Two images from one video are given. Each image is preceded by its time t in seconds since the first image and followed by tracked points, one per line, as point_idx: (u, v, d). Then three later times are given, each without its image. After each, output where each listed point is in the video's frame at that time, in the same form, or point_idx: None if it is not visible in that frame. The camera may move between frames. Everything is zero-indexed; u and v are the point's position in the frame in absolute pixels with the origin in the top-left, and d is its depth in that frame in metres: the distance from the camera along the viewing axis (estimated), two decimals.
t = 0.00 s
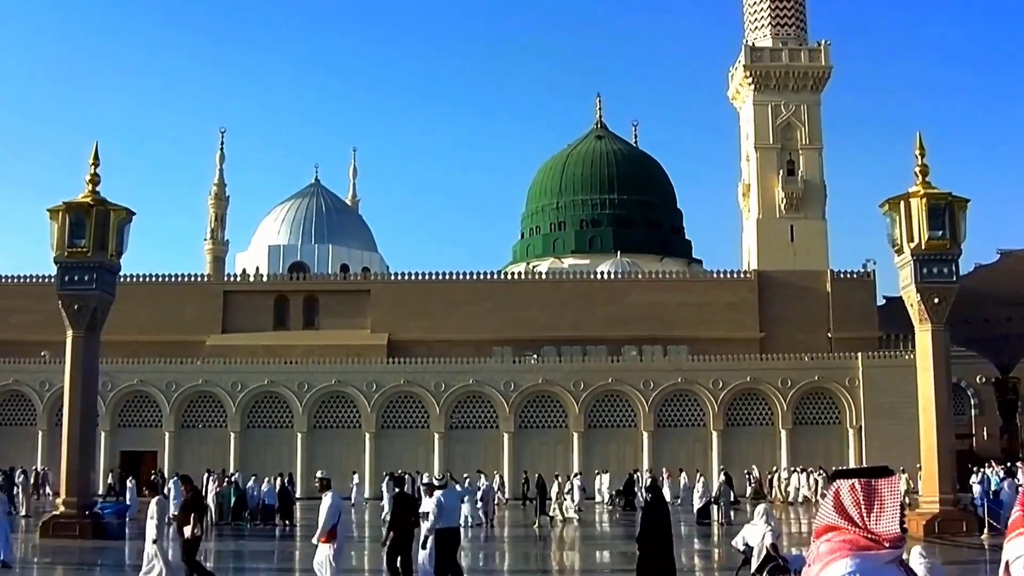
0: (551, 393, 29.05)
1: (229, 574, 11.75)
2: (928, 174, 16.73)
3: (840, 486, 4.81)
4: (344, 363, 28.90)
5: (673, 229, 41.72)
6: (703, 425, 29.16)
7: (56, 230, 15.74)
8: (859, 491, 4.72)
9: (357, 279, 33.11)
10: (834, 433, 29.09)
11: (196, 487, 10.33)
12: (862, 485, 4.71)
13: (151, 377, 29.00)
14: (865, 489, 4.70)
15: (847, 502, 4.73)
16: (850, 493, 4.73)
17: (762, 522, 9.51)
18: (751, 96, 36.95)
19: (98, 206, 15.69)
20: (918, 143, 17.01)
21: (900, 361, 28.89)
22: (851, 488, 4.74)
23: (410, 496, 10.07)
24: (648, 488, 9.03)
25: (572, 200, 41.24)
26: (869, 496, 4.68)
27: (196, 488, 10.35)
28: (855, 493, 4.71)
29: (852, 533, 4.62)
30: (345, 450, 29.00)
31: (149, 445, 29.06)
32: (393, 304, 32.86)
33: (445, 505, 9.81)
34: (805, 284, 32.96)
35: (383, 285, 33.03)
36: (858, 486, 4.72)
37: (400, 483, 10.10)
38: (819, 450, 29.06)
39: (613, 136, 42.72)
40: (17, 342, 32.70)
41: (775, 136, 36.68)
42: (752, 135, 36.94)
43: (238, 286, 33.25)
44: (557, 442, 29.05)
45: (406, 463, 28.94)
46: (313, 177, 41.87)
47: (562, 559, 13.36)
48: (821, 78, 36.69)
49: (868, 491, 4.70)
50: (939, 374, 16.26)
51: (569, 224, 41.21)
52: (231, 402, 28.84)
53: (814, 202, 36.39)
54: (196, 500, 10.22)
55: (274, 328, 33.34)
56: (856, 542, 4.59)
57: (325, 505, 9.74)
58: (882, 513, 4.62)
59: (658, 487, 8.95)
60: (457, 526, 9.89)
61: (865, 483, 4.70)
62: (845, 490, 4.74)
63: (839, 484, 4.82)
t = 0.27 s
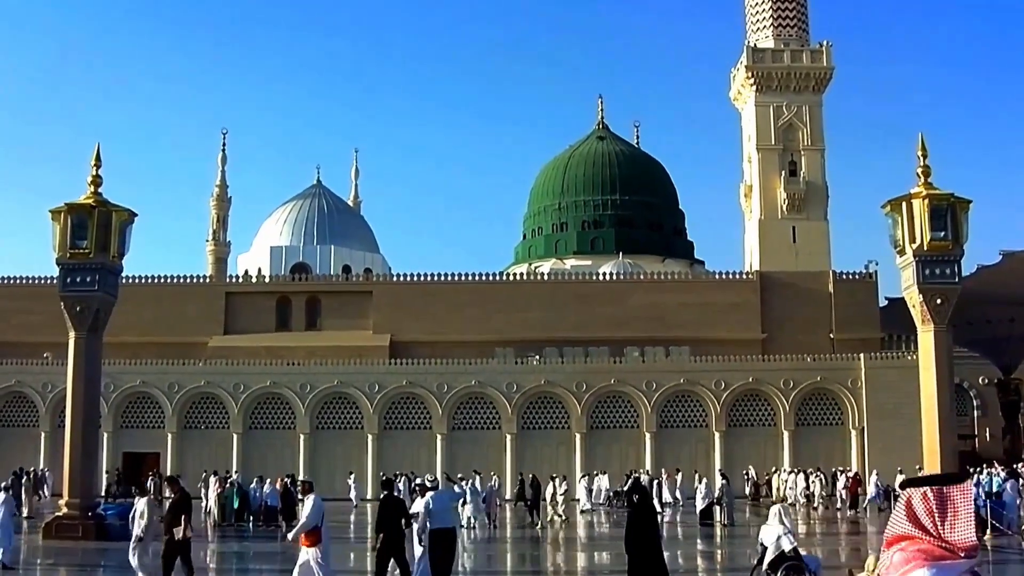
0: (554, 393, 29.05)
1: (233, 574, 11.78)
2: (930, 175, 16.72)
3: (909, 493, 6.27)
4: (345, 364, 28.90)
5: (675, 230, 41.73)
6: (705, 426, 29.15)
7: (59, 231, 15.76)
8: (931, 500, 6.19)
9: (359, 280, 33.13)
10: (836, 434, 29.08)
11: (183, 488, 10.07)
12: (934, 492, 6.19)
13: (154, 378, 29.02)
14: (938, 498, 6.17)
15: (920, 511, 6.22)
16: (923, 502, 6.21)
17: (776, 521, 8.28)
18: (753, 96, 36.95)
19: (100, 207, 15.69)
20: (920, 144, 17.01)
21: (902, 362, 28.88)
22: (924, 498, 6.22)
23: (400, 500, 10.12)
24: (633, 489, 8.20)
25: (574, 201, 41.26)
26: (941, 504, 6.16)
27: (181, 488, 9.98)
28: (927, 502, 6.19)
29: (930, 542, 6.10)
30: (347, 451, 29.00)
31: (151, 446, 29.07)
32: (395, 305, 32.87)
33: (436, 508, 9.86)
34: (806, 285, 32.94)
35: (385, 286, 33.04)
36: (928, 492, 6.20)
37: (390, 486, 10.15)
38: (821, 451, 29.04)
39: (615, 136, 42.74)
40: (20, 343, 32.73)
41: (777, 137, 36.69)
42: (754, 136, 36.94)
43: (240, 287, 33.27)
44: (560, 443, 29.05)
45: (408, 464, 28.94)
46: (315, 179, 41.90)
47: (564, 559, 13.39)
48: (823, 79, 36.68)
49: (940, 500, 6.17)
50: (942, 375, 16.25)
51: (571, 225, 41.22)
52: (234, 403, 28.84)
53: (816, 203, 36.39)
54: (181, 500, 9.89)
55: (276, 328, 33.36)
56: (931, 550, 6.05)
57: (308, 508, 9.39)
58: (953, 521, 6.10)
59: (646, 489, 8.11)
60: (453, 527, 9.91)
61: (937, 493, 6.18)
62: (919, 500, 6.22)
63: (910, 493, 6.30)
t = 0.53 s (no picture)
0: (555, 395, 29.04)
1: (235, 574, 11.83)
2: (932, 176, 16.72)
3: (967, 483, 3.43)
4: (347, 365, 28.92)
5: (678, 231, 41.71)
6: (707, 427, 29.14)
7: (60, 232, 15.76)
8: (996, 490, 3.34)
9: (361, 281, 33.14)
10: (837, 436, 29.07)
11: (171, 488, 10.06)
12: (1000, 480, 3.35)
13: (156, 379, 29.04)
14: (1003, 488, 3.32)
15: (982, 506, 3.35)
16: (983, 492, 3.35)
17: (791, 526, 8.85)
18: (755, 98, 36.94)
19: (102, 208, 15.69)
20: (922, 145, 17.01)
21: (904, 364, 28.88)
22: (986, 487, 3.36)
23: (393, 500, 10.14)
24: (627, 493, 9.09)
25: (576, 202, 41.27)
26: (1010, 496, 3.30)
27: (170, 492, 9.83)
28: (991, 493, 3.33)
29: (991, 541, 3.28)
30: (349, 452, 29.01)
31: (152, 447, 29.08)
32: (396, 305, 32.87)
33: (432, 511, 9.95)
34: (808, 287, 32.90)
35: (386, 287, 33.03)
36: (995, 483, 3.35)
37: (384, 487, 10.17)
38: (822, 453, 29.02)
39: (617, 138, 42.74)
40: (21, 343, 32.75)
41: (779, 139, 36.69)
42: (756, 138, 36.93)
43: (242, 287, 33.28)
44: (561, 445, 29.05)
45: (410, 465, 28.95)
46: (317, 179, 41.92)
47: (563, 560, 13.43)
48: (825, 81, 36.66)
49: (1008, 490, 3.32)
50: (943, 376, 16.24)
51: (573, 226, 41.23)
52: (235, 404, 28.85)
53: (818, 205, 36.40)
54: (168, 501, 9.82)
55: (277, 329, 33.38)
56: (996, 550, 3.23)
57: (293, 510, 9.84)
58: None
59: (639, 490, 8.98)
60: (448, 530, 10.07)
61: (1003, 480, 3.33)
62: (979, 490, 3.36)
63: (970, 482, 3.44)
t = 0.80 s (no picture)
0: (557, 397, 29.02)
1: None
2: (935, 179, 16.70)
3: None
4: (348, 367, 28.92)
5: (680, 233, 41.71)
6: (708, 429, 29.12)
7: (62, 233, 15.77)
8: None
9: (362, 282, 33.14)
10: (839, 438, 29.04)
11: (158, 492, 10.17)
12: None
13: (157, 380, 29.06)
14: None
15: None
16: None
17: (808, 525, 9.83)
18: (757, 100, 36.93)
19: (103, 209, 15.70)
20: (925, 148, 16.99)
21: (906, 366, 28.88)
22: None
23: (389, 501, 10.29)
24: (615, 496, 9.38)
25: (578, 204, 41.28)
26: None
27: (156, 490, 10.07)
28: None
29: None
30: (350, 454, 29.01)
31: (153, 448, 29.09)
32: (398, 307, 32.87)
33: (433, 512, 9.84)
34: (810, 289, 32.88)
35: (388, 288, 33.03)
36: None
37: (380, 489, 10.31)
38: (824, 455, 29.00)
39: (619, 139, 42.74)
40: (24, 344, 32.76)
41: (781, 141, 36.69)
42: (758, 139, 36.92)
43: (244, 289, 33.28)
44: (563, 447, 29.04)
45: (411, 467, 28.95)
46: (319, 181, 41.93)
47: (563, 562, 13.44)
48: (827, 83, 36.65)
49: None
50: (945, 378, 16.20)
51: (574, 228, 41.24)
52: (237, 406, 28.86)
53: (820, 207, 36.39)
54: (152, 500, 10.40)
55: (279, 331, 33.39)
56: None
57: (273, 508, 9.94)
58: None
59: (624, 496, 9.31)
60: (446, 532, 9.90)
61: None
62: None
63: None
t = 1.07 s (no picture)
0: (557, 396, 29.03)
1: None
2: (934, 177, 16.71)
3: None
4: (348, 366, 28.93)
5: (679, 232, 41.69)
6: (709, 428, 29.12)
7: (61, 233, 15.75)
8: None
9: (362, 282, 33.14)
10: (839, 436, 29.06)
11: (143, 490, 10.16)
12: None
13: (157, 380, 29.05)
14: None
15: None
16: None
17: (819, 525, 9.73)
18: (756, 98, 36.93)
19: (103, 209, 15.69)
20: (924, 146, 16.99)
21: (905, 364, 28.91)
22: None
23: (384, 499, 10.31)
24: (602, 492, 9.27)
25: (577, 203, 41.28)
26: None
27: (139, 493, 10.05)
28: None
29: None
30: (350, 453, 29.02)
31: (154, 448, 29.09)
32: (397, 306, 32.87)
33: (427, 510, 9.83)
34: (810, 287, 32.90)
35: (388, 288, 33.03)
36: None
37: (377, 487, 10.33)
38: (824, 453, 29.01)
39: (618, 138, 42.73)
40: (24, 345, 32.75)
41: (780, 139, 36.69)
42: (757, 138, 36.92)
43: (243, 288, 33.27)
44: (563, 445, 29.05)
45: (412, 466, 28.96)
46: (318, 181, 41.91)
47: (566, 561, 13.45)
48: (826, 81, 36.66)
49: None
50: (945, 376, 16.20)
51: (574, 227, 41.23)
52: (237, 405, 28.86)
53: (819, 205, 36.39)
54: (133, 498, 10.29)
55: (279, 331, 33.39)
56: None
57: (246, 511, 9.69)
58: None
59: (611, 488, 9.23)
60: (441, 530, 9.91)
61: None
62: None
63: None
